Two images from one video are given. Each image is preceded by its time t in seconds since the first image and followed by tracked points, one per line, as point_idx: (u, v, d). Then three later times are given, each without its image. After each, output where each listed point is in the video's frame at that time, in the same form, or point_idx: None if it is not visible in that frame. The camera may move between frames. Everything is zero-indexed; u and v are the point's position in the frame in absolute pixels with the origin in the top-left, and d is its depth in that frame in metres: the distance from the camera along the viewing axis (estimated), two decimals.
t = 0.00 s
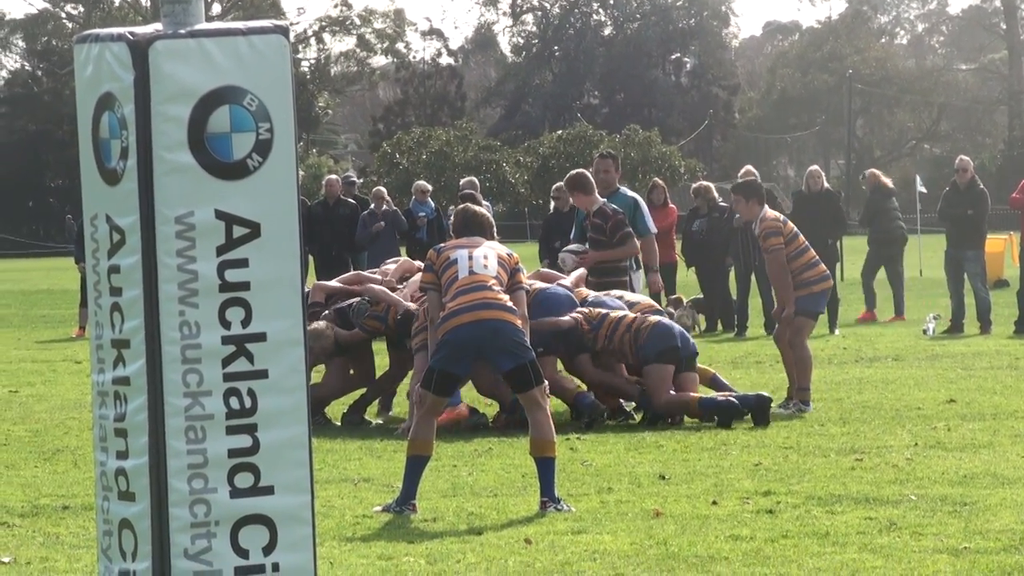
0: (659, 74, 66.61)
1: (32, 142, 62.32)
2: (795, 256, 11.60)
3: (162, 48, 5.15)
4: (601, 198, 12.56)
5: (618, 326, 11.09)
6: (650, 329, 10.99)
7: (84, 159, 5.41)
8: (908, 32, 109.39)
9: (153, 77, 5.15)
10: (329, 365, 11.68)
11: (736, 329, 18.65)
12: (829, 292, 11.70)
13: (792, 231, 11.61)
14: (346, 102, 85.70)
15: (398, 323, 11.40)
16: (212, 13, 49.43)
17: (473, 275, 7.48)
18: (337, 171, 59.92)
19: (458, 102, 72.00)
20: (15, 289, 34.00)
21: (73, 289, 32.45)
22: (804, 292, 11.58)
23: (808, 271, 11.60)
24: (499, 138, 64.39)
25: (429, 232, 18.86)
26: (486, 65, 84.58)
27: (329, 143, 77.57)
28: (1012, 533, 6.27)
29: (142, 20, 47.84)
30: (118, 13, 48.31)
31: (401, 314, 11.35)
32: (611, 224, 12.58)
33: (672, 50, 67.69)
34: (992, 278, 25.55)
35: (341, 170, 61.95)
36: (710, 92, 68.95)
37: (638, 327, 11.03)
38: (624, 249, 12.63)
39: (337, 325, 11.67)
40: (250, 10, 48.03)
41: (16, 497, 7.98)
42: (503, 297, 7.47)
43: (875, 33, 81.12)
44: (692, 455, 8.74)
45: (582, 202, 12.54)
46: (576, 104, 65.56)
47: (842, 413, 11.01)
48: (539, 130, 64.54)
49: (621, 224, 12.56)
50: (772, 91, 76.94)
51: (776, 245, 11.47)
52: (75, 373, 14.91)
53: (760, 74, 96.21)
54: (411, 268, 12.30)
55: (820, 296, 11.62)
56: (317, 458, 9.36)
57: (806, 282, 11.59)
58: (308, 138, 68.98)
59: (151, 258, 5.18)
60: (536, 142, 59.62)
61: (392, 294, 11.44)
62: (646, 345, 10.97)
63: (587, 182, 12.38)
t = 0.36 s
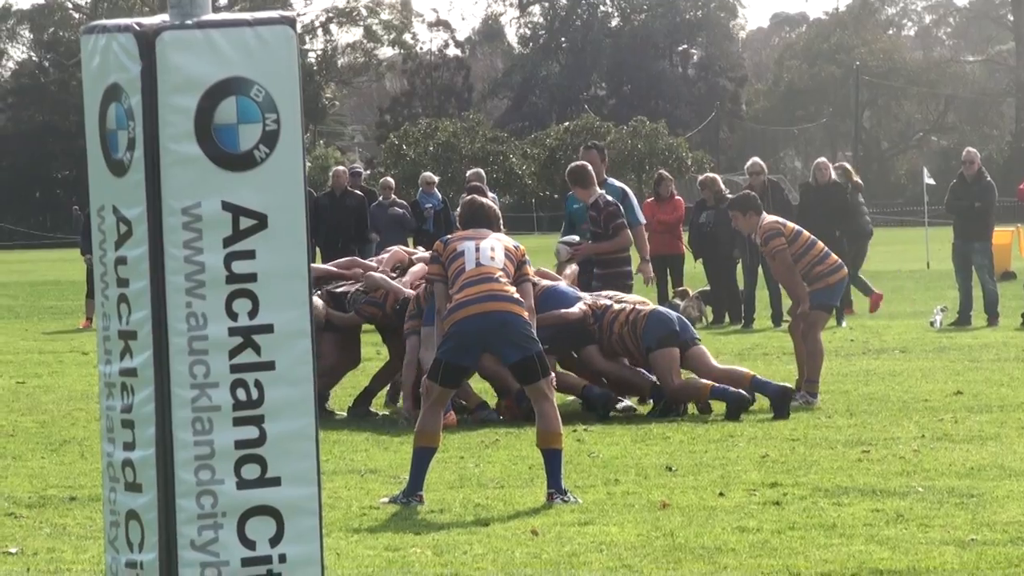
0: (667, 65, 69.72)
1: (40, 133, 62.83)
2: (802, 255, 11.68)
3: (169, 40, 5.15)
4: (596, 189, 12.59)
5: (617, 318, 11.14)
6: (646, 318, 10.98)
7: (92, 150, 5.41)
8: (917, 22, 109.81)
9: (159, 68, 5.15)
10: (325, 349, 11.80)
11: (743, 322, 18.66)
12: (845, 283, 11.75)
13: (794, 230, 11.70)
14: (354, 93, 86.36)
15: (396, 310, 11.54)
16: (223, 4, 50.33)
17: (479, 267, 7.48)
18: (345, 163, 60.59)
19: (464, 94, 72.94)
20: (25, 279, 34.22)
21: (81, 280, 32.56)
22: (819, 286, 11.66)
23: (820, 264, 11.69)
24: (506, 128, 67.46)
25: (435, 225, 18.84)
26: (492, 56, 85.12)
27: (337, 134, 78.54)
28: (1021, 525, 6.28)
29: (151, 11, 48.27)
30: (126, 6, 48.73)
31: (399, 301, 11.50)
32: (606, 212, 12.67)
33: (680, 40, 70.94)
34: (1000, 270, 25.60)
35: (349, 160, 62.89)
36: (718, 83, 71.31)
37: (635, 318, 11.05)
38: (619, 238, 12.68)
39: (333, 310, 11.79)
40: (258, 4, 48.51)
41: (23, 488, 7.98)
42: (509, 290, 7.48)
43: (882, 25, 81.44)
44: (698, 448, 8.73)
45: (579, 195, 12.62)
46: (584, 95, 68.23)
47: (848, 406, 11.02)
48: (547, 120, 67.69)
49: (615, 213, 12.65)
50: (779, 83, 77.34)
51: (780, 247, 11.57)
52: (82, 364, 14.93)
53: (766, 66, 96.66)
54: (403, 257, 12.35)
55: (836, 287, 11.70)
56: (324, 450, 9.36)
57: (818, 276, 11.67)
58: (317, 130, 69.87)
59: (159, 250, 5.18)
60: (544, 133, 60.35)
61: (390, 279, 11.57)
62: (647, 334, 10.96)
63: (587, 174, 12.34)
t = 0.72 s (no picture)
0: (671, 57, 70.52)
1: (47, 123, 63.22)
2: (806, 247, 11.68)
3: (174, 31, 5.14)
4: (601, 182, 12.51)
5: (615, 309, 11.07)
6: (643, 306, 10.91)
7: (96, 141, 5.41)
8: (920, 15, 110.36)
9: (165, 60, 5.14)
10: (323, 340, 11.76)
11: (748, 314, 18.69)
12: (851, 274, 11.77)
13: (798, 223, 11.68)
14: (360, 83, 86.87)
15: (397, 293, 11.69)
16: None
17: (485, 258, 7.47)
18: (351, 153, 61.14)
19: (470, 85, 73.66)
20: (31, 268, 34.33)
21: (87, 270, 32.72)
22: (826, 277, 11.68)
23: (826, 255, 11.69)
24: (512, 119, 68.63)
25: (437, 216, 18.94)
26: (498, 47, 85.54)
27: (342, 125, 79.39)
28: None
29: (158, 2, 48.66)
30: None
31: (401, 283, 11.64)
32: (612, 202, 12.66)
33: (685, 32, 71.84)
34: (1004, 262, 25.65)
35: (354, 151, 63.56)
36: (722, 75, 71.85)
37: (631, 308, 10.97)
38: (625, 228, 12.67)
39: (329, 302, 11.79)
40: None
41: (27, 479, 7.98)
42: (514, 282, 7.46)
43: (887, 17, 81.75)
44: (703, 440, 8.73)
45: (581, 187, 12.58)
46: (589, 87, 69.64)
47: (852, 398, 11.02)
48: (552, 111, 68.84)
49: (620, 204, 12.63)
50: (784, 75, 77.73)
51: (784, 240, 11.55)
52: (87, 354, 14.95)
53: (772, 58, 97.02)
54: (398, 247, 12.35)
55: (842, 278, 11.72)
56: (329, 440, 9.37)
57: (825, 267, 11.67)
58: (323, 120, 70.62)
59: (163, 239, 5.17)
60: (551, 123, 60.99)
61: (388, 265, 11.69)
62: (644, 322, 10.87)
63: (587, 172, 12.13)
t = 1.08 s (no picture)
0: (673, 50, 70.74)
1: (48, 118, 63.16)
2: (806, 241, 11.70)
3: (177, 24, 5.14)
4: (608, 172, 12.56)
5: (621, 297, 11.08)
6: (647, 293, 10.91)
7: (99, 135, 5.41)
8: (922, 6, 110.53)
9: (168, 53, 5.14)
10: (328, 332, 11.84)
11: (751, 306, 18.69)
12: (853, 266, 11.74)
13: (798, 217, 11.71)
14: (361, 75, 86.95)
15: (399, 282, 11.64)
16: None
17: (487, 250, 7.48)
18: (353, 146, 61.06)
19: (473, 78, 73.77)
20: (33, 262, 34.34)
21: (91, 263, 32.73)
22: (827, 269, 11.67)
23: (827, 247, 11.69)
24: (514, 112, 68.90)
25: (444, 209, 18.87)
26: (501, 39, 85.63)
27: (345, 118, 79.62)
28: None
29: None
30: None
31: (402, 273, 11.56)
32: (616, 193, 12.70)
33: (688, 24, 71.93)
34: (1006, 253, 25.67)
35: (357, 143, 63.68)
36: (727, 67, 73.01)
37: (635, 296, 10.99)
38: (631, 220, 12.70)
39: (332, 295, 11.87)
40: None
41: (30, 472, 7.98)
42: (517, 274, 7.46)
43: (890, 8, 81.80)
44: (707, 432, 8.73)
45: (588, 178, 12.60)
46: (591, 79, 69.70)
47: (856, 391, 11.03)
48: (554, 104, 68.86)
49: (627, 196, 12.70)
50: (788, 67, 77.85)
51: (784, 234, 11.60)
52: (90, 348, 14.93)
53: (774, 49, 97.11)
54: (404, 240, 12.39)
55: (845, 269, 11.70)
56: (332, 434, 9.36)
57: (828, 259, 11.66)
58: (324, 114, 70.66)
59: (166, 232, 5.17)
60: (555, 115, 61.11)
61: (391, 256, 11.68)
62: (649, 307, 10.86)
63: (591, 163, 12.18)
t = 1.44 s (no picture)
0: (676, 44, 70.97)
1: (49, 113, 63.50)
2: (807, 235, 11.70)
3: (179, 19, 5.13)
4: (609, 166, 12.53)
5: (624, 285, 11.08)
6: (649, 283, 10.95)
7: (101, 130, 5.40)
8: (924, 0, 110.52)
9: (169, 47, 5.14)
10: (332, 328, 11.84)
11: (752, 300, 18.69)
12: (854, 259, 11.75)
13: (800, 210, 11.71)
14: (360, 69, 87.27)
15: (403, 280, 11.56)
16: None
17: (489, 245, 7.48)
18: (354, 140, 61.31)
19: (474, 72, 74.07)
20: (32, 258, 34.46)
21: (91, 258, 32.78)
22: (829, 262, 11.67)
23: (829, 240, 11.69)
24: (516, 107, 69.44)
25: (445, 202, 18.58)
26: (502, 33, 85.81)
27: (344, 113, 79.92)
28: None
29: None
30: None
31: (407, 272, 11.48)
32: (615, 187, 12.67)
33: (689, 18, 72.18)
34: (1008, 247, 25.67)
35: (357, 138, 64.01)
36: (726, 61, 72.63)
37: (638, 286, 10.99)
38: (634, 214, 12.71)
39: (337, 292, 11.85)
40: None
41: (31, 468, 7.97)
42: (518, 268, 7.45)
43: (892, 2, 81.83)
44: (708, 427, 8.73)
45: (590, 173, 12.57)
46: (593, 74, 69.99)
47: (858, 385, 11.05)
48: (556, 99, 69.39)
49: (629, 190, 12.67)
50: (790, 60, 77.97)
51: (785, 228, 11.58)
52: (90, 344, 14.94)
53: (775, 43, 97.16)
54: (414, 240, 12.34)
55: (847, 263, 11.70)
56: (334, 429, 9.35)
57: (829, 253, 11.67)
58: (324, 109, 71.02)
59: (168, 227, 5.17)
60: (556, 109, 61.30)
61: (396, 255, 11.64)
62: (652, 300, 10.88)
63: (592, 158, 12.13)
